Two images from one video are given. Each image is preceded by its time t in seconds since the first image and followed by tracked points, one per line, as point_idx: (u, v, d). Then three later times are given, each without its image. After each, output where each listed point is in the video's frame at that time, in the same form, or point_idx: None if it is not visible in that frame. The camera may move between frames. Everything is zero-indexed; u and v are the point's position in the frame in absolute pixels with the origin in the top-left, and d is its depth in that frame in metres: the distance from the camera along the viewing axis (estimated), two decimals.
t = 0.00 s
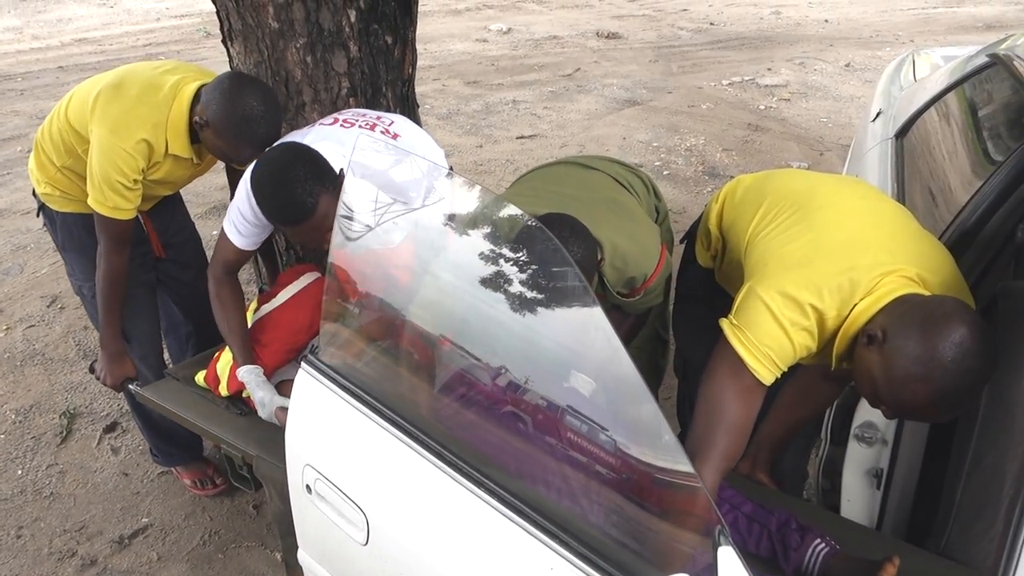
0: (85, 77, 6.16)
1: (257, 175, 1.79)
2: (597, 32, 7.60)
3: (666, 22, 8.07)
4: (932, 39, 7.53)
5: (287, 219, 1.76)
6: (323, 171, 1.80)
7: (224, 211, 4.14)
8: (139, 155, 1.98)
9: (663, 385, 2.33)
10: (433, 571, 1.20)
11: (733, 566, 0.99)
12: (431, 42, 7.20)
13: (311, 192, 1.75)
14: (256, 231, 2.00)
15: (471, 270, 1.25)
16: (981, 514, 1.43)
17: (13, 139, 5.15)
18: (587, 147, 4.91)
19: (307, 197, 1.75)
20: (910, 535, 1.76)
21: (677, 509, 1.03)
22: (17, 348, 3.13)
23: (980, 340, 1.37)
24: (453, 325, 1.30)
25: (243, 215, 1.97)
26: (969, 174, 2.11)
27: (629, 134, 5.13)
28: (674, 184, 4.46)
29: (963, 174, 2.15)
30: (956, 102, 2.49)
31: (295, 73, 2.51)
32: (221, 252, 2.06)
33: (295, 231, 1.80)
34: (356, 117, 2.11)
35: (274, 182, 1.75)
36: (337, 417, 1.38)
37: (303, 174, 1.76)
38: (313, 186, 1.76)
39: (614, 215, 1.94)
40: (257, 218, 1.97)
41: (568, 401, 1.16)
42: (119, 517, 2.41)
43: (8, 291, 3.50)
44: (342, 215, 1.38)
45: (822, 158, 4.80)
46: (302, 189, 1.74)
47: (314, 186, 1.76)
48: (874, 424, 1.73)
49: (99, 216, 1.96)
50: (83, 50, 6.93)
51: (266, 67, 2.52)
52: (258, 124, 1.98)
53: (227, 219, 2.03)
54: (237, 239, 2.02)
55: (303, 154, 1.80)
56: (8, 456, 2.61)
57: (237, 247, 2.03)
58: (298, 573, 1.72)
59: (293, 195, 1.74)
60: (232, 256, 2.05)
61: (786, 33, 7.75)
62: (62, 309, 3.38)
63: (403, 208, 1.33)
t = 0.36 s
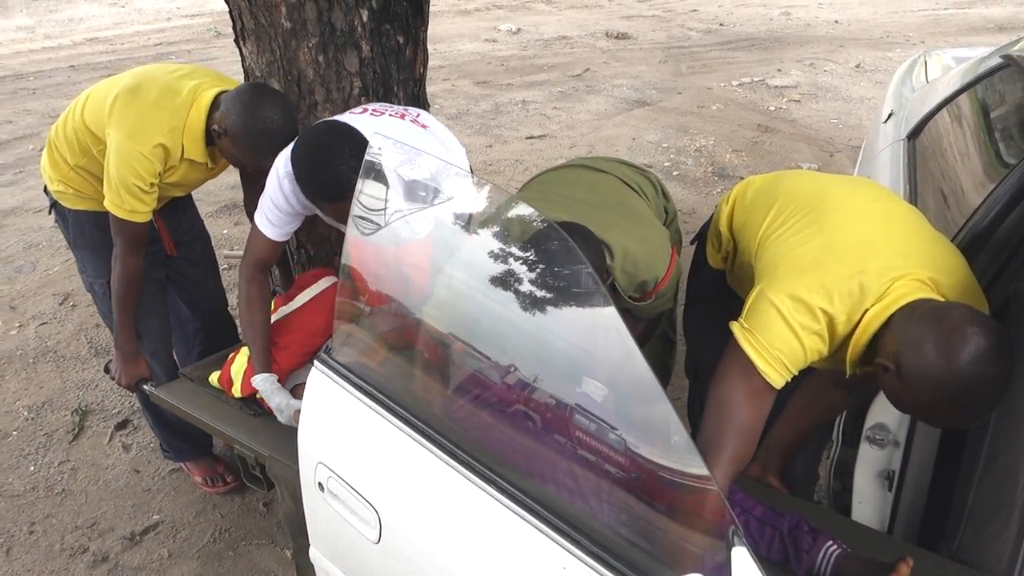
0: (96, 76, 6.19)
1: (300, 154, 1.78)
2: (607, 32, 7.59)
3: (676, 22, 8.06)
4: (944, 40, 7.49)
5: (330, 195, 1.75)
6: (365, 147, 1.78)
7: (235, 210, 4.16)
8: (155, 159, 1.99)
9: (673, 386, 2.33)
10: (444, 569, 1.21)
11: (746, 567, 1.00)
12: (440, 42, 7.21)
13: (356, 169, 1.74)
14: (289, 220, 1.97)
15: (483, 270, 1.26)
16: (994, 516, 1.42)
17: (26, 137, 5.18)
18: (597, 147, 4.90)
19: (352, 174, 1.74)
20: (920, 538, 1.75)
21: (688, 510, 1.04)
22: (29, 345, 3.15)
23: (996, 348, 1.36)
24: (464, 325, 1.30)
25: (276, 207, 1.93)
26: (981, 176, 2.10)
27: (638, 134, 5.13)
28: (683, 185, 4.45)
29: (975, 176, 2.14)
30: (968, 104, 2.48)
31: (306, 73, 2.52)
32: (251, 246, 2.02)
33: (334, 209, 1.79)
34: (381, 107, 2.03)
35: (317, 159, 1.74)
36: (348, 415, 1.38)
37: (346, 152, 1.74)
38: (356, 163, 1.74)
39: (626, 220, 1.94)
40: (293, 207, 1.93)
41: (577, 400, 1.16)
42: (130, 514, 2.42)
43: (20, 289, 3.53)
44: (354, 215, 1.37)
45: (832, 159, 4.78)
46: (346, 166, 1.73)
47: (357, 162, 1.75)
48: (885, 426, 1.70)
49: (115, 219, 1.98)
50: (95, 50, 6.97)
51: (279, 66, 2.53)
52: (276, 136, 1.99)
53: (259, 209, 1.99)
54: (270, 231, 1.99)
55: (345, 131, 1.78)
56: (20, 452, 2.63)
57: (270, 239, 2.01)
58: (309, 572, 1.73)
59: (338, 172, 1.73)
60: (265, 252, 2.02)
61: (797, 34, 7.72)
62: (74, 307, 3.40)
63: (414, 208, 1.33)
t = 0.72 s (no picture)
0: (106, 77, 6.22)
1: (323, 142, 1.79)
2: (614, 33, 7.59)
3: (683, 23, 8.05)
4: (953, 42, 7.46)
5: (349, 181, 1.74)
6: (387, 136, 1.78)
7: (243, 209, 4.17)
8: (169, 157, 1.99)
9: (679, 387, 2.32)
10: (451, 567, 1.21)
11: (752, 564, 0.99)
12: (448, 43, 7.22)
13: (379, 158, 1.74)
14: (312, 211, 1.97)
15: (489, 269, 1.26)
16: (1002, 517, 1.41)
17: (36, 137, 5.21)
18: (604, 148, 4.90)
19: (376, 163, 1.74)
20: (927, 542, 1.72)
21: (694, 510, 1.04)
22: (39, 344, 3.17)
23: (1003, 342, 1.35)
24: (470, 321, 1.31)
25: (298, 198, 1.92)
26: (990, 177, 2.08)
27: (646, 136, 5.13)
28: (691, 186, 4.45)
29: (984, 177, 2.12)
30: (977, 105, 2.47)
31: (315, 73, 2.53)
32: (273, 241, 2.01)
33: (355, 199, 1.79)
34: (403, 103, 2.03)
35: (341, 149, 1.74)
36: (356, 413, 1.39)
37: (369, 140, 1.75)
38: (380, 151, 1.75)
39: (637, 220, 1.93)
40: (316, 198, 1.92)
41: (585, 400, 1.16)
42: (137, 512, 2.43)
43: (30, 287, 3.55)
44: (363, 213, 1.36)
45: (840, 161, 4.77)
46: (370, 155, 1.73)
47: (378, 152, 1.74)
48: (892, 427, 1.74)
49: (128, 216, 1.99)
50: (105, 50, 7.01)
51: (288, 66, 2.54)
52: (291, 139, 2.00)
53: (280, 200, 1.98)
54: (289, 221, 1.97)
55: (367, 122, 1.78)
56: (29, 449, 2.65)
57: (288, 230, 1.99)
58: (316, 572, 1.73)
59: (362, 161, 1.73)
60: (286, 247, 2.01)
61: (805, 35, 7.71)
62: (83, 306, 3.42)
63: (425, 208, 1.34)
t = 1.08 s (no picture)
0: (108, 82, 6.24)
1: (336, 146, 1.78)
2: (615, 39, 7.60)
3: (684, 29, 8.07)
4: (954, 48, 7.48)
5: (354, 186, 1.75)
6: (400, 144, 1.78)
7: (244, 215, 4.18)
8: (177, 166, 2.00)
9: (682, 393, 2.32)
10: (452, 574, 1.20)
11: (755, 569, 0.99)
12: (449, 49, 7.23)
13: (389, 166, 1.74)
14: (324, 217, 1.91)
15: (490, 274, 1.25)
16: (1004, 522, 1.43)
17: (38, 142, 5.22)
18: (605, 153, 4.91)
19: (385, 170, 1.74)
20: (930, 548, 1.72)
21: (695, 516, 1.04)
22: (40, 349, 3.17)
23: (998, 344, 1.35)
24: (467, 326, 1.31)
25: (313, 201, 1.87)
26: (991, 182, 2.08)
27: (646, 141, 5.13)
28: (691, 191, 4.45)
29: (985, 182, 2.12)
30: (978, 111, 2.47)
31: (317, 79, 2.53)
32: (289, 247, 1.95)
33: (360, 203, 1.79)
34: (423, 110, 2.03)
35: (351, 154, 1.74)
36: (357, 419, 1.38)
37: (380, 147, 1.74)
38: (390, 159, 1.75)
39: (644, 226, 1.91)
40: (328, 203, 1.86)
41: (586, 406, 1.16)
42: (138, 518, 2.43)
43: (31, 293, 3.55)
44: (365, 218, 1.37)
45: (841, 166, 4.77)
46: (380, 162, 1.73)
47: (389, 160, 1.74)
48: (894, 432, 1.72)
49: (135, 223, 1.99)
50: (107, 56, 7.03)
51: (289, 72, 2.54)
52: (302, 151, 1.99)
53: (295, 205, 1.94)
54: (304, 226, 1.92)
55: (383, 128, 1.78)
56: (30, 455, 2.65)
57: (302, 235, 1.94)
58: None
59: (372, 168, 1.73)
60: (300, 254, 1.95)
61: (806, 41, 7.72)
62: (84, 311, 3.42)
63: (426, 214, 1.33)
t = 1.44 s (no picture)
0: (110, 89, 6.25)
1: (346, 140, 1.80)
2: (616, 45, 7.61)
3: (685, 35, 8.08)
4: (954, 53, 7.49)
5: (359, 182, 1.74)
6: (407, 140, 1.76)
7: (246, 221, 4.18)
8: (178, 170, 2.00)
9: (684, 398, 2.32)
10: None
11: None
12: (450, 55, 7.24)
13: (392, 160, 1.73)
14: (335, 208, 1.88)
15: (493, 280, 1.25)
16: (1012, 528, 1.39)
17: (40, 148, 5.23)
18: (606, 159, 4.91)
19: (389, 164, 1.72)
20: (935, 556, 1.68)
21: (696, 521, 1.03)
22: (41, 355, 3.16)
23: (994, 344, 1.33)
24: (467, 331, 1.31)
25: (324, 191, 1.86)
26: (993, 187, 2.08)
27: (647, 146, 5.13)
28: (693, 196, 4.44)
29: (987, 187, 2.12)
30: (979, 116, 2.47)
31: (318, 85, 2.54)
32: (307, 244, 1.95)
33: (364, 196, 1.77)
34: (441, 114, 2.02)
35: (357, 145, 1.75)
36: (360, 425, 1.38)
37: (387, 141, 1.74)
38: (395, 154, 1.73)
39: (649, 228, 1.92)
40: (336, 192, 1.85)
41: (587, 411, 1.16)
42: (139, 525, 2.42)
43: (33, 299, 3.55)
44: (366, 223, 1.36)
45: (842, 171, 4.76)
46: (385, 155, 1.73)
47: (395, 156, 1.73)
48: (898, 438, 1.70)
49: (136, 227, 1.99)
50: (108, 62, 7.04)
51: (291, 78, 2.54)
52: (302, 150, 1.98)
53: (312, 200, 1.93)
54: (317, 219, 1.91)
55: (392, 124, 1.78)
56: (31, 462, 2.64)
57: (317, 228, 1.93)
58: None
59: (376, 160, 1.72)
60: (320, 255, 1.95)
61: (806, 46, 7.73)
62: (86, 317, 3.42)
63: (426, 217, 1.32)
